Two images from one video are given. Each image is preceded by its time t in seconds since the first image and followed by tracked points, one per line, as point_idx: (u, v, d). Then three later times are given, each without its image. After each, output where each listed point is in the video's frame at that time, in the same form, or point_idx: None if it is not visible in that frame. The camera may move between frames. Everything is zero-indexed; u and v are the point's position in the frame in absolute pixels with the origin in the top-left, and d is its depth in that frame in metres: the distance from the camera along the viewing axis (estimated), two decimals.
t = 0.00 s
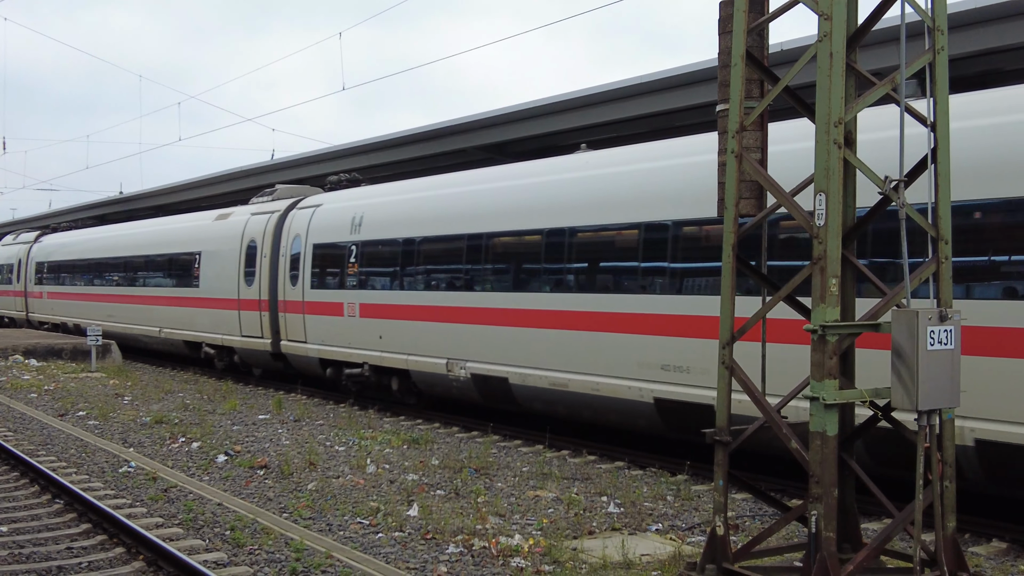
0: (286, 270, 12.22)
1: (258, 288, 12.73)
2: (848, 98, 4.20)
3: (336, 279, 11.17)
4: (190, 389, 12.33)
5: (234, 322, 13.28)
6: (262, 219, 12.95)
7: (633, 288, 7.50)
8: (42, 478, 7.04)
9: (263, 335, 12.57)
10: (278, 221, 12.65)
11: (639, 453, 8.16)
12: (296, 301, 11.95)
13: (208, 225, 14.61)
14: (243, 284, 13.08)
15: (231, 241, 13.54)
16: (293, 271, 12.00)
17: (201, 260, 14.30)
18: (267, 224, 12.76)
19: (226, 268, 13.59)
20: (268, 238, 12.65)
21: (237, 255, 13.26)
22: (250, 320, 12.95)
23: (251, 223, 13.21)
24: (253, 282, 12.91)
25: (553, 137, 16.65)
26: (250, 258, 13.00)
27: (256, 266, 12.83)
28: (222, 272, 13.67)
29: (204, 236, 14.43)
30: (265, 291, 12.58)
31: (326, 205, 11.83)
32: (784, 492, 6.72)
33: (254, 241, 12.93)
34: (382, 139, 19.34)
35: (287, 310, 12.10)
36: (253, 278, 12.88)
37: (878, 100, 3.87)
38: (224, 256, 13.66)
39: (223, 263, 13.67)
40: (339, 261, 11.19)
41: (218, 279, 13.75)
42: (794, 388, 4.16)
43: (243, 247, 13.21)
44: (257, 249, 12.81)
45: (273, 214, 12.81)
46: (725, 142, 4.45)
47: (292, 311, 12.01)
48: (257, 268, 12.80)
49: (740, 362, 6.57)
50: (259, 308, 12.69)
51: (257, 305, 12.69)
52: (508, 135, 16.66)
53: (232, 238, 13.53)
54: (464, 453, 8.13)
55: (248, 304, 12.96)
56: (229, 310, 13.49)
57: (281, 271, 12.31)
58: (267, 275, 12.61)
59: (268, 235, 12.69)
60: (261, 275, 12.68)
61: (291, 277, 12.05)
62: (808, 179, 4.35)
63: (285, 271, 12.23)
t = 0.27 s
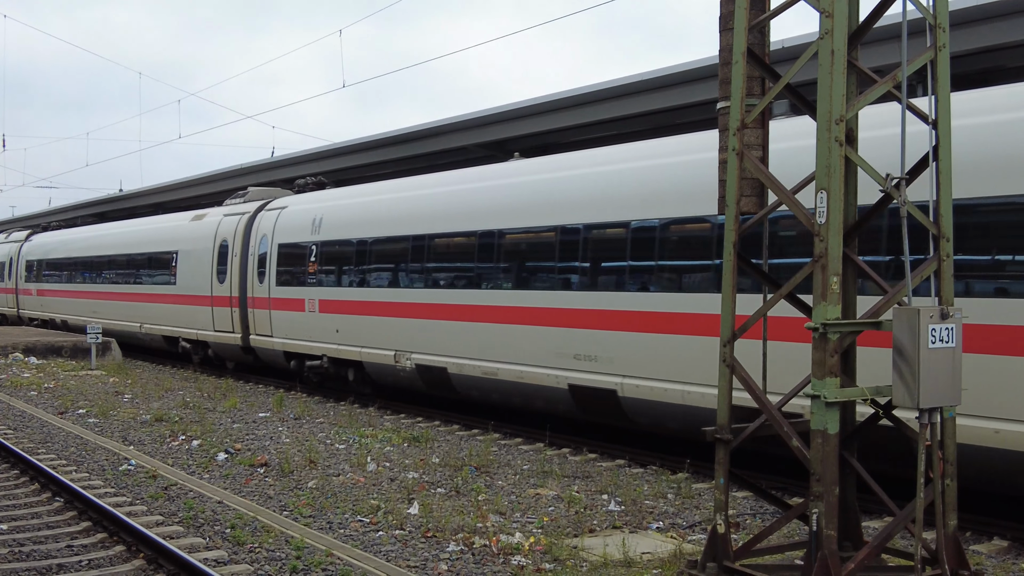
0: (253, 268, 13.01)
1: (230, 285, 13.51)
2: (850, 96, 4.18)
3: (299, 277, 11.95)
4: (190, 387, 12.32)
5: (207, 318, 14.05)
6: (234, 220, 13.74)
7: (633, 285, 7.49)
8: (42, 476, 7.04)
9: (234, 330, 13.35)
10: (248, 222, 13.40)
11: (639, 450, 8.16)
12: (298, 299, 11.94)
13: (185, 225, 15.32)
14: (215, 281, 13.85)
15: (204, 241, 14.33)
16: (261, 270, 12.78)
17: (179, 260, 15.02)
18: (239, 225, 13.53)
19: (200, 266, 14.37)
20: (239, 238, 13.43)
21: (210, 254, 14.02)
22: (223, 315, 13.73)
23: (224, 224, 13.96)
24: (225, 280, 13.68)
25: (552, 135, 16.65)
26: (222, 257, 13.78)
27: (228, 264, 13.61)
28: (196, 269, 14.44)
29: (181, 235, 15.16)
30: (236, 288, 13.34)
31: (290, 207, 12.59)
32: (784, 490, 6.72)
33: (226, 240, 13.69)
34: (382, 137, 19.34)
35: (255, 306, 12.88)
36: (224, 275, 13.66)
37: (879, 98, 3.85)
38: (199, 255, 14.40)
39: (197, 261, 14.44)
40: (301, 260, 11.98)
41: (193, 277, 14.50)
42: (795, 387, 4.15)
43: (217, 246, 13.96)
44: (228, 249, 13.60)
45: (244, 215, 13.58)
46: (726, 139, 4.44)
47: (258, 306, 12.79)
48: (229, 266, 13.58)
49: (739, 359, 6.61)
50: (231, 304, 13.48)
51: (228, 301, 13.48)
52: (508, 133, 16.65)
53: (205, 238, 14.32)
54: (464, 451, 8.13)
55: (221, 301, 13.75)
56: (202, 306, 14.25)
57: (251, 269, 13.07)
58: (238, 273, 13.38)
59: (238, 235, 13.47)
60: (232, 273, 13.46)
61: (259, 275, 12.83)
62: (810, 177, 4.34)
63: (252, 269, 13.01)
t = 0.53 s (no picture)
0: (225, 267, 13.65)
1: (204, 283, 14.16)
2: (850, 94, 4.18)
3: (264, 275, 12.66)
4: (190, 385, 12.32)
5: (183, 314, 14.64)
6: (208, 221, 14.37)
7: (634, 283, 7.49)
8: (43, 474, 7.04)
9: (208, 325, 13.96)
10: (221, 223, 14.05)
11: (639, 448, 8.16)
12: (298, 297, 11.96)
13: (164, 225, 15.93)
14: (191, 279, 14.47)
15: (180, 240, 14.95)
16: (231, 268, 13.44)
17: (157, 259, 15.61)
18: (212, 226, 14.17)
19: (176, 265, 14.98)
20: (212, 238, 14.05)
21: (185, 253, 14.64)
22: (199, 311, 14.34)
23: (199, 225, 14.59)
24: (200, 278, 14.30)
25: (553, 133, 16.65)
26: (197, 256, 14.40)
27: (202, 263, 14.23)
28: (173, 268, 15.05)
29: (159, 236, 15.77)
30: (209, 286, 13.98)
31: (259, 210, 13.31)
32: (785, 488, 6.72)
33: (201, 241, 14.33)
34: (382, 135, 19.34)
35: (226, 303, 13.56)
36: (199, 274, 14.28)
37: (880, 96, 3.84)
38: (176, 255, 14.99)
39: (174, 260, 15.04)
40: (266, 259, 12.69)
41: (170, 275, 15.10)
42: (796, 385, 4.14)
43: (192, 247, 14.58)
44: (202, 248, 14.23)
45: (216, 217, 14.25)
46: (726, 138, 4.43)
47: (229, 303, 13.48)
48: (203, 265, 14.20)
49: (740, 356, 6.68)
50: (205, 301, 14.13)
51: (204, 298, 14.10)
52: (508, 131, 16.65)
53: (181, 238, 14.95)
54: (465, 449, 8.13)
55: (196, 297, 14.36)
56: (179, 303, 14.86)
57: (223, 268, 13.74)
58: (212, 272, 14.01)
59: (212, 235, 14.10)
60: (206, 272, 14.09)
61: (230, 273, 13.49)
62: (810, 175, 4.33)
63: (224, 268, 13.65)
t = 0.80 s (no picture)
0: (200, 266, 14.39)
1: (181, 282, 14.90)
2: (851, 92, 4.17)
3: (234, 274, 13.45)
4: (191, 383, 12.33)
5: (162, 311, 15.37)
6: (184, 222, 15.13)
7: (635, 282, 7.49)
8: (44, 473, 7.04)
9: (185, 322, 14.69)
10: (197, 225, 14.78)
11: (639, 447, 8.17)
12: (299, 296, 11.97)
13: (144, 226, 16.66)
14: (169, 278, 15.21)
15: (158, 241, 15.71)
16: (206, 267, 14.19)
17: (138, 258, 16.35)
18: (188, 226, 14.91)
19: (154, 264, 15.72)
20: (188, 239, 14.79)
21: (164, 253, 15.37)
22: (176, 308, 15.08)
23: (177, 226, 15.33)
24: (177, 276, 15.05)
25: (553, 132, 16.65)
26: (173, 256, 15.14)
27: (179, 262, 14.94)
28: (151, 267, 15.80)
29: (140, 236, 16.49)
30: (186, 284, 14.72)
31: (230, 212, 14.08)
32: (785, 487, 6.72)
33: (178, 241, 15.05)
34: (383, 134, 19.35)
35: (199, 300, 14.33)
36: (176, 272, 15.02)
37: (880, 95, 3.84)
38: (154, 255, 15.75)
39: (153, 259, 15.79)
40: (235, 259, 13.48)
41: (150, 274, 15.82)
42: (796, 383, 4.14)
43: (171, 247, 15.29)
44: (178, 248, 14.99)
45: (193, 218, 14.98)
46: (727, 136, 4.42)
47: (203, 300, 14.25)
48: (179, 265, 14.95)
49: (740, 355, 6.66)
50: (183, 298, 14.87)
51: (181, 296, 14.83)
52: (508, 130, 16.65)
53: (159, 238, 15.72)
54: (465, 448, 8.13)
55: (173, 295, 15.10)
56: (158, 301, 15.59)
57: (197, 267, 14.48)
58: (188, 271, 14.73)
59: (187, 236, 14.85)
60: (183, 271, 14.82)
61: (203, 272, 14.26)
62: (811, 174, 4.33)
63: (198, 267, 14.39)
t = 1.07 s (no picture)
0: (177, 266, 15.16)
1: (160, 281, 15.67)
2: (851, 91, 4.17)
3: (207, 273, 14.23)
4: (192, 383, 12.35)
5: (142, 309, 16.17)
6: (163, 224, 15.92)
7: (637, 281, 7.48)
8: (44, 473, 7.04)
9: (163, 319, 15.46)
10: (174, 227, 15.55)
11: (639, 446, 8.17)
12: (302, 294, 11.93)
13: (127, 228, 17.46)
14: (149, 277, 16.00)
15: (139, 242, 16.51)
16: (182, 267, 14.96)
17: (121, 259, 17.15)
18: (167, 228, 15.70)
19: (135, 264, 16.53)
20: (166, 240, 15.58)
21: (144, 253, 16.17)
22: (155, 305, 15.88)
23: (156, 228, 16.12)
24: (156, 276, 15.82)
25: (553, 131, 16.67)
26: (154, 256, 15.92)
27: (158, 262, 15.73)
28: (133, 267, 16.62)
29: (123, 237, 17.29)
30: (164, 283, 15.48)
31: (205, 215, 14.88)
32: (786, 486, 6.72)
33: (157, 242, 15.84)
34: (383, 133, 19.37)
35: (177, 298, 15.10)
36: (156, 272, 15.80)
37: (881, 94, 3.83)
38: (136, 255, 16.54)
39: (135, 260, 16.59)
40: (208, 259, 14.26)
41: (133, 273, 16.61)
42: (797, 382, 4.14)
43: (150, 247, 16.06)
44: (157, 249, 15.79)
45: (171, 220, 15.79)
46: (728, 135, 4.42)
47: (180, 298, 15.02)
48: (158, 264, 15.74)
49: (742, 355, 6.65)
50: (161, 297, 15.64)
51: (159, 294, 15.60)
52: (509, 129, 16.67)
53: (140, 239, 16.53)
54: (466, 447, 8.13)
55: (153, 293, 15.89)
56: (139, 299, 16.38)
57: (174, 266, 15.26)
58: (166, 270, 15.51)
59: (165, 238, 15.65)
60: (161, 270, 15.60)
61: (180, 271, 15.06)
62: (812, 173, 4.32)
63: (175, 267, 15.18)
